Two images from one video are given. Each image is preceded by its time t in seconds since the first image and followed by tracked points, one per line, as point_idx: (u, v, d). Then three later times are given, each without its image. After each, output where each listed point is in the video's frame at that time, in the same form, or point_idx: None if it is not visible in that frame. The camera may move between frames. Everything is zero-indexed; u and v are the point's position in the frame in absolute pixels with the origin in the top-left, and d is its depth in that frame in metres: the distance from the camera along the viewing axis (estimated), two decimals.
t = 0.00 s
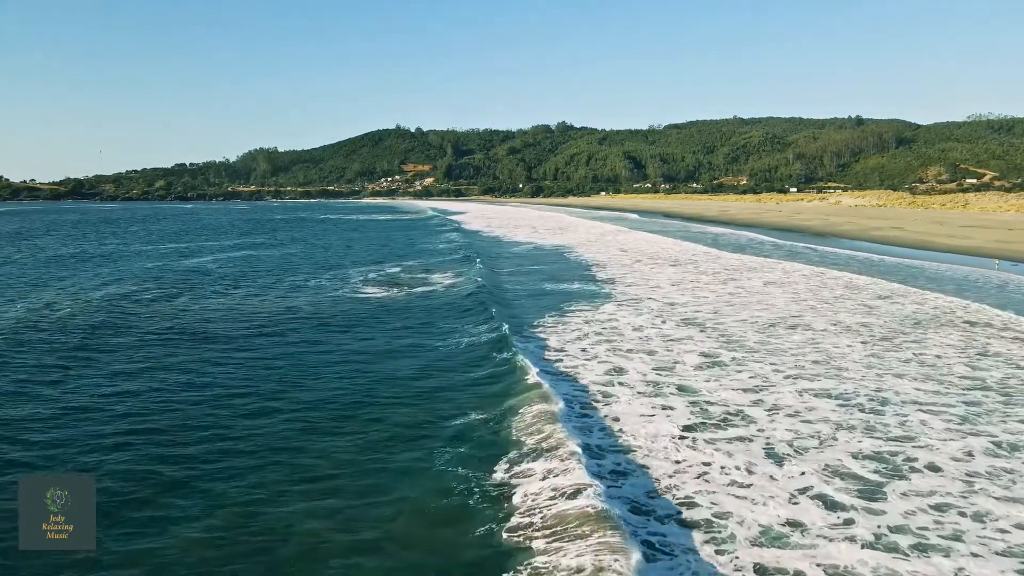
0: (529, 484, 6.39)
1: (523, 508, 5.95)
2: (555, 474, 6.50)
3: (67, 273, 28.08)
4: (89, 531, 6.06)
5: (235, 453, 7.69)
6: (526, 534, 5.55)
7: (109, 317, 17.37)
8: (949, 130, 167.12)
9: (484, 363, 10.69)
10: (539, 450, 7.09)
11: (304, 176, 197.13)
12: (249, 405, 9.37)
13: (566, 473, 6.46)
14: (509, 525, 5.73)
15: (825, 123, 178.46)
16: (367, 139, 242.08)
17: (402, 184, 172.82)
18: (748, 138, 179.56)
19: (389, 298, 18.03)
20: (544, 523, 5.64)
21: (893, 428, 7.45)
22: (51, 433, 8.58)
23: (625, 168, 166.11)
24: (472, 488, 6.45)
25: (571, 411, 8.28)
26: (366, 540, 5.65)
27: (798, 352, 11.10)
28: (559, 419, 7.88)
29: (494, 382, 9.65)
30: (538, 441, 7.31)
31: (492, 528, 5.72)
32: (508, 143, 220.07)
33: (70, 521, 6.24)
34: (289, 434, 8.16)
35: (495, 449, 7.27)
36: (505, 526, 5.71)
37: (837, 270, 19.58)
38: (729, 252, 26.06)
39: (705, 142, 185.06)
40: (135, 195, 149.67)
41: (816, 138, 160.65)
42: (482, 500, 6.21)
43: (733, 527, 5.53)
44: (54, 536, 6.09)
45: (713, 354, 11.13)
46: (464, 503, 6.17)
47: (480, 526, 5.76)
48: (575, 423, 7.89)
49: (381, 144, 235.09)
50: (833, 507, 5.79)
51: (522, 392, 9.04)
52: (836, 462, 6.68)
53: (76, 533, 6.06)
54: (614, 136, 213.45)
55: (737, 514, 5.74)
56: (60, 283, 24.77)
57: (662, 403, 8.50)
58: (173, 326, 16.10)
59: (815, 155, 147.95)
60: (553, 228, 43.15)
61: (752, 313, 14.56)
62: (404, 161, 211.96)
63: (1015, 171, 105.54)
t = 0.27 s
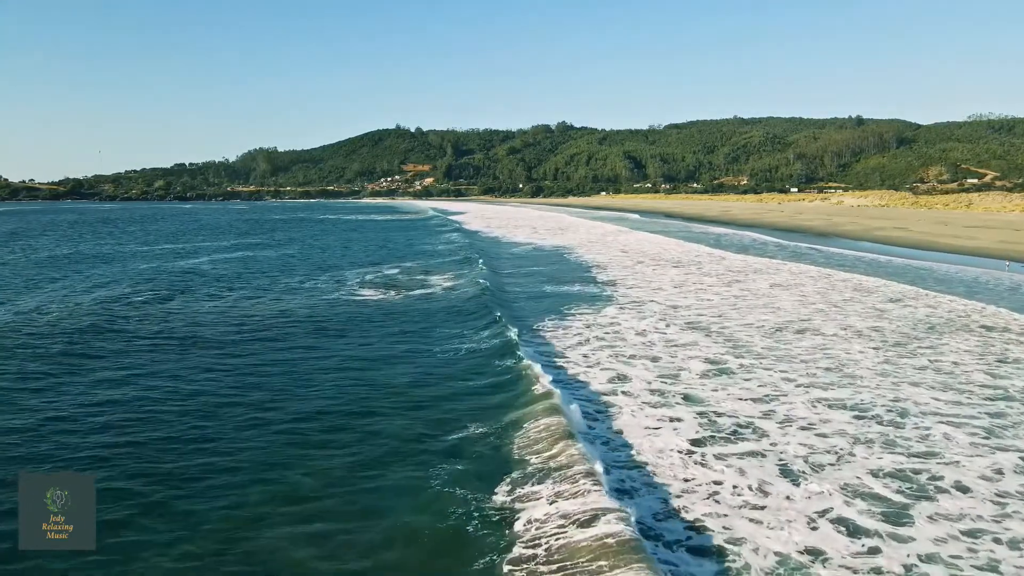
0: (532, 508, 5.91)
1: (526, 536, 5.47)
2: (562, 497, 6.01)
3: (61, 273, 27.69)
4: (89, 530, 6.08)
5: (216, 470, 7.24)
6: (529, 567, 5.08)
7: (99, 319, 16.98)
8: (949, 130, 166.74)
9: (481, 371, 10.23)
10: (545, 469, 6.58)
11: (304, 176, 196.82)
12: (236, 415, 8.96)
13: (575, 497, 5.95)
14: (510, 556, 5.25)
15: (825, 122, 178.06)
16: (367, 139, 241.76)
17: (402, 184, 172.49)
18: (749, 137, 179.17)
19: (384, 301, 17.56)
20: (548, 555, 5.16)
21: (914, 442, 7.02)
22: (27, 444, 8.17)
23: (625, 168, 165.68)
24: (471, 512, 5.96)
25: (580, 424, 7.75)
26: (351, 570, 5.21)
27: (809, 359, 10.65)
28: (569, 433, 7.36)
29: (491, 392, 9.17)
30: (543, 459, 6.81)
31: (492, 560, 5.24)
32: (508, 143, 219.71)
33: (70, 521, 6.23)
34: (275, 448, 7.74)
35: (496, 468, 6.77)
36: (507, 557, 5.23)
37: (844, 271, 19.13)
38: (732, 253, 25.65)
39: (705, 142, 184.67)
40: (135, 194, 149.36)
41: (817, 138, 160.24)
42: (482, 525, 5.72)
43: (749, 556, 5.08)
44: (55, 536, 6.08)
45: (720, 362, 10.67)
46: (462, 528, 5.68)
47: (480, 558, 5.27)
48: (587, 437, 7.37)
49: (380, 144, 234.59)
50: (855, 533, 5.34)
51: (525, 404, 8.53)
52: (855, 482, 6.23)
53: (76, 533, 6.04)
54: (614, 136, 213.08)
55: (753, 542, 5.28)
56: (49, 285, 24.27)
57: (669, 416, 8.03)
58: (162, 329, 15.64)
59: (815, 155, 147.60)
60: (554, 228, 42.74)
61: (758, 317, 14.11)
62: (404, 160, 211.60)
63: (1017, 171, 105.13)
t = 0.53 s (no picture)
0: (537, 536, 5.43)
1: (529, 570, 4.99)
2: (572, 524, 5.51)
3: (55, 274, 27.32)
4: (89, 531, 5.99)
5: (196, 487, 6.81)
6: None
7: (88, 322, 16.58)
8: (950, 130, 166.38)
9: (477, 380, 9.79)
10: (552, 492, 6.08)
11: (304, 176, 196.52)
12: (221, 427, 8.53)
13: (586, 525, 5.46)
14: None
15: (825, 122, 177.71)
16: (366, 139, 241.56)
17: (401, 184, 172.19)
18: (749, 137, 178.86)
19: (380, 303, 17.15)
20: None
21: (937, 460, 6.58)
22: None
23: (625, 168, 165.29)
24: (469, 540, 5.49)
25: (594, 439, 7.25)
26: None
27: (819, 367, 10.23)
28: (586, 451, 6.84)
29: (488, 403, 8.72)
30: (548, 481, 6.31)
31: None
32: (508, 143, 219.38)
33: (70, 521, 6.16)
34: (259, 464, 7.30)
35: (497, 490, 6.28)
36: None
37: (852, 273, 18.72)
38: (736, 254, 25.25)
39: (705, 142, 184.32)
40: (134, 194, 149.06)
41: (817, 138, 159.89)
42: (481, 556, 5.25)
43: None
44: (54, 536, 6.02)
45: (725, 369, 10.26)
46: (459, 560, 5.20)
47: None
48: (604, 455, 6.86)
49: (380, 143, 234.24)
50: (882, 565, 4.89)
51: (528, 417, 8.05)
52: (878, 504, 5.79)
53: (76, 532, 5.98)
54: (614, 136, 212.74)
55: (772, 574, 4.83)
56: (40, 287, 23.85)
57: (676, 429, 7.58)
58: (151, 332, 15.21)
59: (815, 155, 147.29)
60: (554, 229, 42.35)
61: (764, 322, 13.69)
62: (404, 160, 211.30)
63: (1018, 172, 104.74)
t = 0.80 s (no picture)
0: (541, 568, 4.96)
1: None
2: (582, 557, 5.03)
3: (49, 274, 26.95)
4: (89, 531, 5.96)
5: (173, 508, 6.38)
6: None
7: (77, 325, 16.17)
8: (951, 129, 165.97)
9: (473, 390, 9.35)
10: (559, 519, 5.60)
11: (303, 176, 196.20)
12: (204, 439, 8.10)
13: (600, 557, 4.97)
14: None
15: (826, 122, 177.29)
16: (366, 139, 241.28)
17: (401, 184, 171.86)
18: (749, 137, 178.48)
19: (376, 305, 16.72)
20: None
21: (965, 479, 6.14)
22: None
23: (625, 168, 164.96)
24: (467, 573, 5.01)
25: (610, 454, 6.75)
26: None
27: (831, 375, 9.79)
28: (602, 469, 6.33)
29: (484, 415, 8.27)
30: (554, 506, 5.83)
31: None
32: (508, 143, 218.99)
33: (70, 521, 6.14)
34: (241, 482, 6.86)
35: (497, 516, 5.80)
36: None
37: (859, 274, 18.29)
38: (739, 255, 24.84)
39: (706, 142, 183.95)
40: (133, 195, 148.77)
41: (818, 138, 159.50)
42: None
43: None
44: (54, 536, 5.99)
45: (732, 377, 9.82)
46: None
47: None
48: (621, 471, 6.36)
49: (380, 143, 233.86)
50: None
51: (531, 431, 7.59)
52: (905, 529, 5.34)
53: (76, 532, 5.96)
54: (614, 136, 212.32)
55: None
56: (33, 288, 23.47)
57: (683, 443, 7.12)
58: (140, 336, 14.79)
59: (816, 155, 146.94)
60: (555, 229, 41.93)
61: (771, 327, 13.26)
62: (404, 160, 210.95)
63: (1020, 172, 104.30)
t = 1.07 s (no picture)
0: None
1: None
2: None
3: (40, 275, 26.49)
4: (89, 531, 5.93)
5: (148, 533, 5.94)
6: None
7: (65, 329, 15.74)
8: (952, 129, 165.63)
9: (470, 399, 8.91)
10: (566, 549, 5.15)
11: (303, 176, 195.80)
12: (186, 453, 7.66)
13: None
14: None
15: (826, 122, 176.91)
16: (366, 139, 240.83)
17: (401, 185, 171.46)
18: (749, 137, 178.13)
19: (371, 308, 16.30)
20: None
21: (999, 503, 5.72)
22: None
23: (625, 168, 164.61)
24: None
25: (630, 474, 6.27)
26: None
27: (845, 382, 9.37)
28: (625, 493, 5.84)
29: (481, 429, 7.82)
30: (561, 535, 5.38)
31: None
32: (508, 143, 218.55)
33: (69, 520, 6.10)
34: (222, 502, 6.43)
35: (499, 545, 5.34)
36: None
37: (866, 276, 17.89)
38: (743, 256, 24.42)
39: (706, 142, 183.56)
40: (132, 195, 148.31)
41: (818, 138, 159.10)
42: None
43: None
44: (54, 536, 5.96)
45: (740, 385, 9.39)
46: None
47: None
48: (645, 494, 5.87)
49: (379, 143, 233.50)
50: None
51: (533, 447, 7.12)
52: (938, 558, 4.93)
53: (76, 532, 5.93)
54: (614, 135, 211.88)
55: None
56: (24, 290, 23.03)
57: (691, 460, 6.68)
58: (128, 340, 14.35)
59: (816, 155, 146.58)
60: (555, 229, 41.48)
61: (778, 332, 12.84)
62: (403, 160, 210.58)
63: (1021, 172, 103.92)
